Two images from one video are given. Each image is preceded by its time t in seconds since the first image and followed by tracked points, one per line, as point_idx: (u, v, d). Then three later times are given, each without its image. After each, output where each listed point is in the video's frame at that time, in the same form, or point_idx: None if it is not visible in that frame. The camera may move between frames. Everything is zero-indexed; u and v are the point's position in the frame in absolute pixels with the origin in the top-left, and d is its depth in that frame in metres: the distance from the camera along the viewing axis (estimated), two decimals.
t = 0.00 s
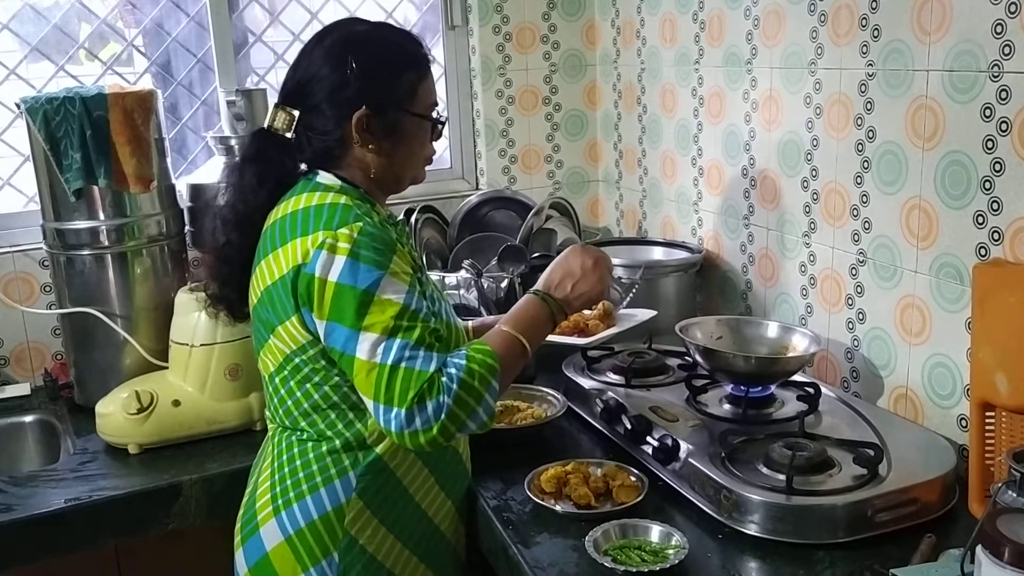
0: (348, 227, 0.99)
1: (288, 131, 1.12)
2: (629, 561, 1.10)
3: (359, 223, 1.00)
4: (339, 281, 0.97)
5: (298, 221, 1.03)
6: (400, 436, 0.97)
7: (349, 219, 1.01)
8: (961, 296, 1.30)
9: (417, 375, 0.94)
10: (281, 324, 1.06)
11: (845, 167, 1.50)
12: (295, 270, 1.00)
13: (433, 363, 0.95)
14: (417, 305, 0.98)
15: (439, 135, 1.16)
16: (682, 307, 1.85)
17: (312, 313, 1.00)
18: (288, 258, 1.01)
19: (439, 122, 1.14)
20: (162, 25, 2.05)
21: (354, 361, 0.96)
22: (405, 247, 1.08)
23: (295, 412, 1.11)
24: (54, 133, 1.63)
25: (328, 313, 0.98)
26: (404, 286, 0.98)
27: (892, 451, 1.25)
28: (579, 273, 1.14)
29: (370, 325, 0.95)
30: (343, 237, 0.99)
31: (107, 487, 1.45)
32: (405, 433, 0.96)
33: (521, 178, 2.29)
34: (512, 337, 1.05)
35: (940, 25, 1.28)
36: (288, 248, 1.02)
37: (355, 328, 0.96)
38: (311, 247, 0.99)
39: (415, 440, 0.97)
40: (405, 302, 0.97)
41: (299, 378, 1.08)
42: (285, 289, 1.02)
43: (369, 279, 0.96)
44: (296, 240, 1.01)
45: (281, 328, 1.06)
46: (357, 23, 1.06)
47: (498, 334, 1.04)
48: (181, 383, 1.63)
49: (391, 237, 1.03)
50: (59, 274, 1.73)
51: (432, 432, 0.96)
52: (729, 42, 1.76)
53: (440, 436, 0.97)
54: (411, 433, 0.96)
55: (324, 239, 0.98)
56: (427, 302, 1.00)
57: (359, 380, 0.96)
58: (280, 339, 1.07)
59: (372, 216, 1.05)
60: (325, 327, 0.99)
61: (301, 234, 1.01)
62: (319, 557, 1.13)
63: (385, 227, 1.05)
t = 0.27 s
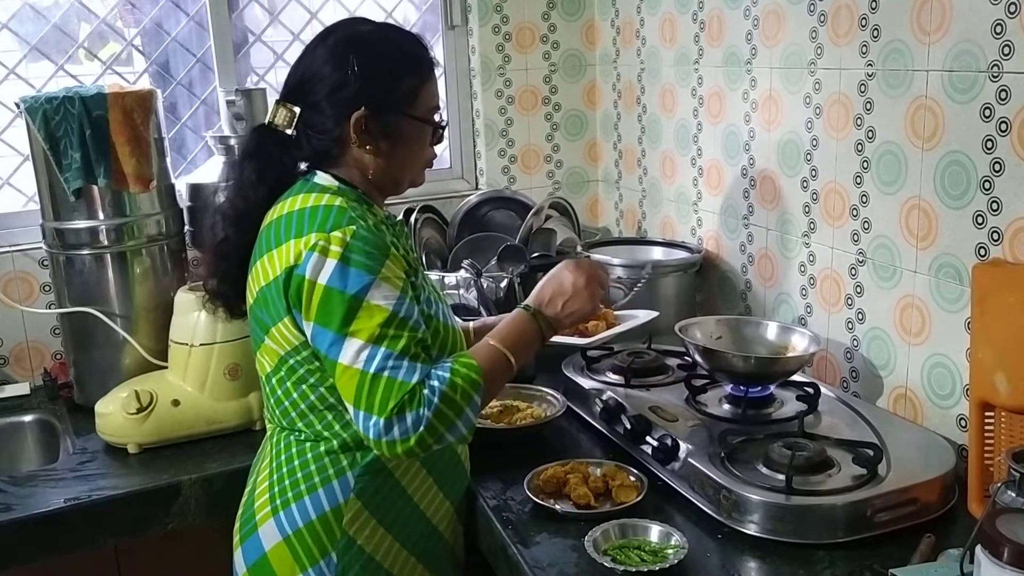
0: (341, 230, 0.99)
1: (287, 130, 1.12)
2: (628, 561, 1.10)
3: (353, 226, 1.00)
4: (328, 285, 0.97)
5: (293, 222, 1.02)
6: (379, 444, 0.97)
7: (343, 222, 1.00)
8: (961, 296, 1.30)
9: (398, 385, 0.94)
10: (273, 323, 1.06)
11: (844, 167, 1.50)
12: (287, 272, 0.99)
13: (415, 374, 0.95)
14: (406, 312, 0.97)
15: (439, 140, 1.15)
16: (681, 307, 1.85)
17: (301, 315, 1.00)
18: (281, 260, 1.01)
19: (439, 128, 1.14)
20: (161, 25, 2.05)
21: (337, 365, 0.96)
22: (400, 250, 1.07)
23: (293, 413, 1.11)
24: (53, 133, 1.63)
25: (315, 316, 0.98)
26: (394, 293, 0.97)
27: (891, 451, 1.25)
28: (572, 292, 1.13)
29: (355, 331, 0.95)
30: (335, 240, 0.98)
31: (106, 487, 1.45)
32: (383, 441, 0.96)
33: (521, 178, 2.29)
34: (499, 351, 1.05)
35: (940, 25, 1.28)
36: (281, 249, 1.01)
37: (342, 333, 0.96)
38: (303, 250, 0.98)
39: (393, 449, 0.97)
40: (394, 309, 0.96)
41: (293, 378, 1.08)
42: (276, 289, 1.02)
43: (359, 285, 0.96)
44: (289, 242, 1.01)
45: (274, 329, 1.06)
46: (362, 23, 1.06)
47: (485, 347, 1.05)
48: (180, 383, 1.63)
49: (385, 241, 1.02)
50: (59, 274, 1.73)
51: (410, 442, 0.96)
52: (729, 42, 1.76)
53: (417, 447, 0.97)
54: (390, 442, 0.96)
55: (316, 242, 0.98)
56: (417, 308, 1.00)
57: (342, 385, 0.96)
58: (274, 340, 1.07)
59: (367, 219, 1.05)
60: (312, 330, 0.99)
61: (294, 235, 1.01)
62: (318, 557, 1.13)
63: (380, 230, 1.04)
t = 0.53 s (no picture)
0: (321, 234, 0.97)
1: (288, 129, 1.12)
2: (628, 561, 1.10)
3: (334, 232, 0.98)
4: (294, 287, 0.95)
5: (280, 222, 1.01)
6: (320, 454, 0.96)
7: (325, 227, 0.98)
8: (961, 297, 1.30)
9: (340, 400, 0.93)
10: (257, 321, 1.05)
11: (844, 168, 1.50)
12: (265, 272, 0.98)
13: (360, 392, 0.93)
14: (367, 326, 0.95)
15: (438, 162, 1.12)
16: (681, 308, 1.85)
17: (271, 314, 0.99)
18: (261, 260, 1.00)
19: (437, 149, 1.10)
20: (161, 25, 2.05)
21: (291, 368, 0.95)
22: (389, 258, 1.05)
23: (289, 414, 1.11)
24: (53, 133, 1.63)
25: (280, 316, 0.97)
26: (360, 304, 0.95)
27: (891, 451, 1.25)
28: (570, 382, 1.04)
29: (309, 338, 0.94)
30: (314, 243, 0.96)
31: (106, 487, 1.45)
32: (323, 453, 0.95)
33: (520, 178, 2.30)
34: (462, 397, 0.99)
35: (940, 26, 1.28)
36: (264, 249, 1.00)
37: (297, 339, 0.94)
38: (280, 251, 0.97)
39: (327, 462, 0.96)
40: (353, 322, 0.94)
41: (280, 377, 1.08)
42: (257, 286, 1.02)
43: (323, 292, 0.94)
44: (272, 242, 1.00)
45: (258, 328, 1.06)
46: (383, 28, 1.05)
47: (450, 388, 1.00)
48: (180, 383, 1.63)
49: (366, 250, 1.00)
50: (59, 274, 1.73)
51: (345, 459, 0.94)
52: (729, 43, 1.76)
53: (352, 465, 0.95)
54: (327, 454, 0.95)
55: (294, 244, 0.96)
56: (383, 325, 0.98)
57: (292, 388, 0.96)
58: (259, 339, 1.07)
59: (357, 224, 1.02)
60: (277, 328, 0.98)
61: (277, 235, 1.00)
62: (318, 558, 1.12)
63: (366, 238, 1.02)
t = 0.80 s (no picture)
0: (301, 238, 0.95)
1: (289, 131, 1.12)
2: (630, 561, 1.10)
3: (314, 237, 0.96)
4: (254, 283, 0.95)
5: (274, 221, 1.01)
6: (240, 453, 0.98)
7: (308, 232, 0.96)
8: (961, 297, 1.30)
9: (258, 402, 0.93)
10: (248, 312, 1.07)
11: (844, 169, 1.50)
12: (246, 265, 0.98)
13: (278, 401, 0.93)
14: (314, 336, 0.93)
15: (443, 168, 1.11)
16: (681, 308, 1.85)
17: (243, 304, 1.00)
18: (247, 254, 1.00)
19: (441, 155, 1.09)
20: (161, 26, 2.05)
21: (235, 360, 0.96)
22: (378, 269, 1.02)
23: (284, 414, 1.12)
24: (53, 134, 1.63)
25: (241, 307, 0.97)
26: (313, 314, 0.93)
27: (892, 452, 1.26)
28: (486, 505, 0.95)
29: (252, 334, 0.94)
30: (291, 246, 0.95)
31: (106, 488, 1.45)
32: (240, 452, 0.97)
33: (520, 179, 2.29)
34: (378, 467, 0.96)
35: (940, 26, 1.28)
36: (253, 245, 1.00)
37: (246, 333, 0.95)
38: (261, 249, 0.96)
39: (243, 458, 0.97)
40: (300, 329, 0.92)
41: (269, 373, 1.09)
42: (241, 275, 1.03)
43: (280, 294, 0.92)
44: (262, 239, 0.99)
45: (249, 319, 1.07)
46: (391, 31, 1.05)
47: (372, 449, 0.97)
48: (180, 384, 1.63)
49: (343, 259, 0.97)
50: (58, 275, 1.73)
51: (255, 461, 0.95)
52: (729, 43, 1.76)
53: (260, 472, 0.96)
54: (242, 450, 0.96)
55: (273, 244, 0.95)
56: (336, 339, 0.94)
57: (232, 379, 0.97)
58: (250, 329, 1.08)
59: (349, 230, 1.00)
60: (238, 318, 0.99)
61: (268, 233, 1.00)
62: (313, 560, 1.12)
63: (352, 246, 0.99)
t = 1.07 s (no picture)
0: (292, 246, 0.95)
1: (288, 132, 1.12)
2: (629, 561, 1.10)
3: (304, 246, 0.96)
4: (248, 293, 0.95)
5: (266, 227, 1.01)
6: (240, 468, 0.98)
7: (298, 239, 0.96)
8: (961, 298, 1.30)
9: (259, 418, 0.93)
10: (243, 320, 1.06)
11: (844, 169, 1.50)
12: (237, 274, 0.98)
13: (279, 418, 0.93)
14: (311, 348, 0.93)
15: (439, 172, 1.11)
16: (681, 309, 1.85)
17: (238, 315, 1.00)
18: (239, 262, 1.00)
19: (437, 159, 1.09)
20: (161, 26, 2.05)
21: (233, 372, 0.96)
22: (371, 276, 1.02)
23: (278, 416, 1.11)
24: (53, 134, 1.63)
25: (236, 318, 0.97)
26: (308, 325, 0.93)
27: (892, 452, 1.26)
28: (470, 562, 0.95)
29: (249, 347, 0.94)
30: (282, 255, 0.95)
31: (106, 489, 1.45)
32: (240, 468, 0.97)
33: (520, 179, 2.29)
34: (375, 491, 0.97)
35: (940, 26, 1.28)
36: (245, 252, 1.00)
37: (242, 347, 0.95)
38: (252, 257, 0.96)
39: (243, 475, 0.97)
40: (296, 341, 0.92)
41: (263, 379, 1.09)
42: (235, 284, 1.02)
43: (274, 306, 0.93)
44: (254, 245, 0.99)
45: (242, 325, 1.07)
46: (388, 33, 1.05)
47: (370, 487, 0.97)
48: (180, 384, 1.63)
49: (336, 267, 0.97)
50: (58, 275, 1.73)
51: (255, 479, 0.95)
52: (729, 43, 1.76)
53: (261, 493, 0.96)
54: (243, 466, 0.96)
55: (265, 252, 0.95)
56: (333, 350, 0.95)
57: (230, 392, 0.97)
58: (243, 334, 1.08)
59: (342, 237, 1.00)
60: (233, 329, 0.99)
61: (260, 239, 0.99)
62: (304, 564, 1.11)
63: (345, 254, 0.99)
